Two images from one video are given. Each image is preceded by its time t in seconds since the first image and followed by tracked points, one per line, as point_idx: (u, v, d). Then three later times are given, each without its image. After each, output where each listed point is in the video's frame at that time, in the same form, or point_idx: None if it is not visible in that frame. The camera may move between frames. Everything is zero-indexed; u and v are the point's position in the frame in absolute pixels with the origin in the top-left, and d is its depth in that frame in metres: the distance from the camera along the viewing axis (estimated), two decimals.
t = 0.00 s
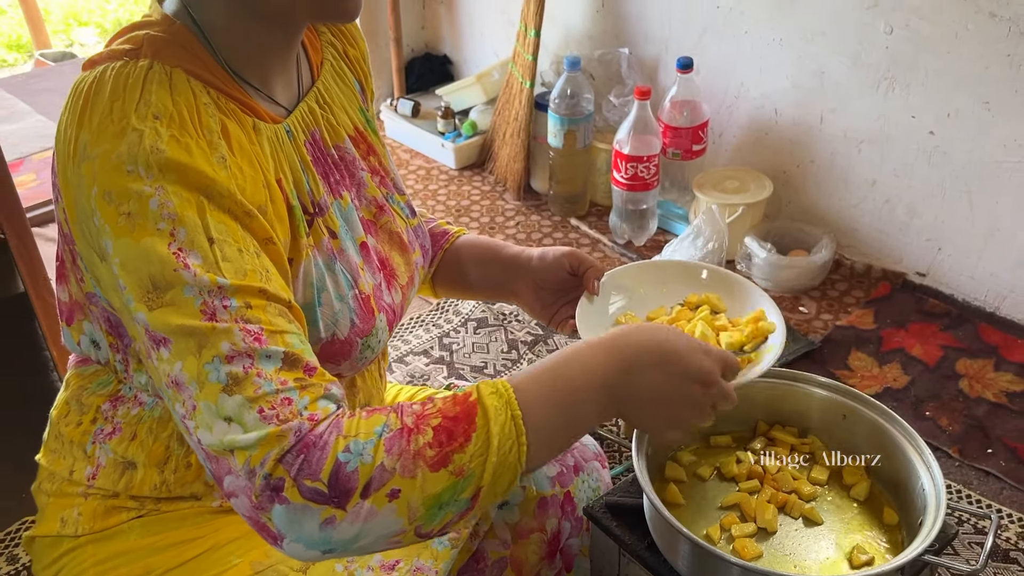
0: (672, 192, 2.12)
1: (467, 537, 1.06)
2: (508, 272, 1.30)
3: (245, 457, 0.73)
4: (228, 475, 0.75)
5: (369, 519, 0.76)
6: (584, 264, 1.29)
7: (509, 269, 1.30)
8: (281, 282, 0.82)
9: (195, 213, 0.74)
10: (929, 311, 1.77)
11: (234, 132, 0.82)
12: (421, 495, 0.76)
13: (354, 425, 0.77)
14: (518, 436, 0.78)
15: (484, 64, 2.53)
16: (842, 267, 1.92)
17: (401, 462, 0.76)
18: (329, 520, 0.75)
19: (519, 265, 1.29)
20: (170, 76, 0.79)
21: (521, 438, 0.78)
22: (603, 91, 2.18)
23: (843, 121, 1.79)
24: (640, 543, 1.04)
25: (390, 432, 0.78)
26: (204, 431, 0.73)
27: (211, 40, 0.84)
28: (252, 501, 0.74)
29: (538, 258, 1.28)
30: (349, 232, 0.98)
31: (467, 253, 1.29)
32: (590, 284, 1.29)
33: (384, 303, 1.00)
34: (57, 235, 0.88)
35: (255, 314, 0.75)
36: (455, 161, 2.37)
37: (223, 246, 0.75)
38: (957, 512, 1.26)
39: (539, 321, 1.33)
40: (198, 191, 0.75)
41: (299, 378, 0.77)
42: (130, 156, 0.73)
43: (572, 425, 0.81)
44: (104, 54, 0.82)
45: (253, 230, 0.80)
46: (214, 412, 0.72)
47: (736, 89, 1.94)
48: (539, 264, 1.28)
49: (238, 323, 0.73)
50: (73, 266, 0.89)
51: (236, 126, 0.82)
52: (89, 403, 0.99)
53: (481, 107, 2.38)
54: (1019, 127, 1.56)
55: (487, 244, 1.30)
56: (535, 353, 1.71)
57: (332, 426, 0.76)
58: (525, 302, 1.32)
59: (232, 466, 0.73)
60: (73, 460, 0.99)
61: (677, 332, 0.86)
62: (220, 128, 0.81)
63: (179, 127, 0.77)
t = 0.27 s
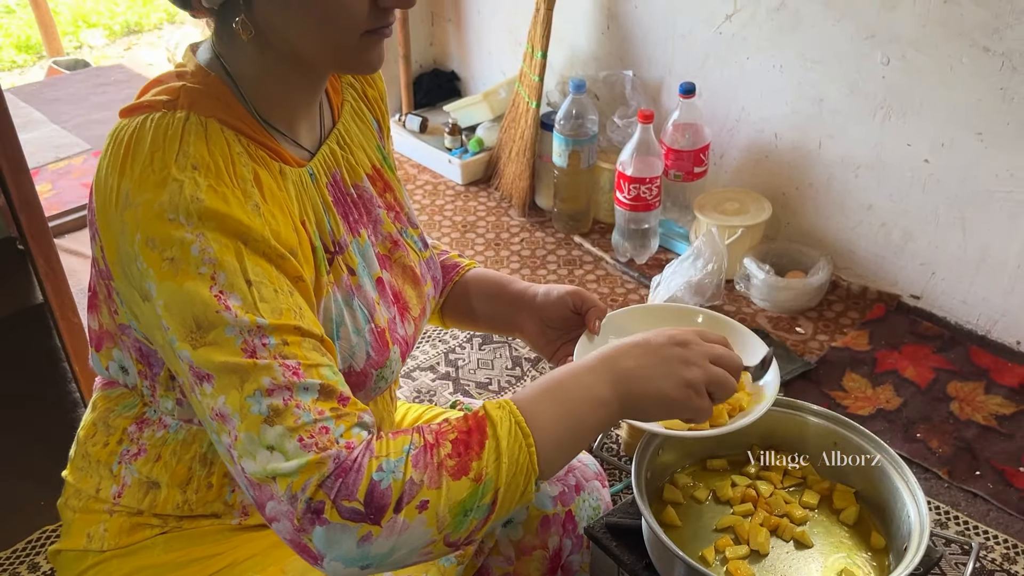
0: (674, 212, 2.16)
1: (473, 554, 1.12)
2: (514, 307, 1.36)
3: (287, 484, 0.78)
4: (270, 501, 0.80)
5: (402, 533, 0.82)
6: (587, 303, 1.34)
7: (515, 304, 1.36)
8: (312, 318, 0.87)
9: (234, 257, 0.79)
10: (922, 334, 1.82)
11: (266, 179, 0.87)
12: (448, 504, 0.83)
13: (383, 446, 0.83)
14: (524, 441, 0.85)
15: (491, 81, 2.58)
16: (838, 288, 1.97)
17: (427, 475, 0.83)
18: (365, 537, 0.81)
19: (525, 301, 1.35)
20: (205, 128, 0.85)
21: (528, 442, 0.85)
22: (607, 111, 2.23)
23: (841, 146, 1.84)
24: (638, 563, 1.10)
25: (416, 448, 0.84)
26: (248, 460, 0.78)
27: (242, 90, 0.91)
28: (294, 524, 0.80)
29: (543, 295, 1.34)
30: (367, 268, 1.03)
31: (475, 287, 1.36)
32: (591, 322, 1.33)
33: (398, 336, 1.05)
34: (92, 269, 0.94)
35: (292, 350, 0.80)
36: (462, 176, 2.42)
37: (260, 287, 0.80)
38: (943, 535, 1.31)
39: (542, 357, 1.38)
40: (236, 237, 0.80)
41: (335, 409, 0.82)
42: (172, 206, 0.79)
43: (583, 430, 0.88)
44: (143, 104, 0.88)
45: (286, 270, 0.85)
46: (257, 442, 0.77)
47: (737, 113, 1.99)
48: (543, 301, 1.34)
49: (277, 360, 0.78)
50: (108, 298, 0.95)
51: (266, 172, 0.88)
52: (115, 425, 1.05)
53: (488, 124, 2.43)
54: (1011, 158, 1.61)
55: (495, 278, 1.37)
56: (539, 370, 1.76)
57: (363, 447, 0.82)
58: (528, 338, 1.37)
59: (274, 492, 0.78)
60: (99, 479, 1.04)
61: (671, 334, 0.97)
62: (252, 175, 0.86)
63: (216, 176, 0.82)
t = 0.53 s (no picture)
0: (672, 232, 2.24)
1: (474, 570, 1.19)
2: (510, 325, 1.40)
3: (368, 492, 0.86)
4: (347, 503, 0.87)
5: (471, 548, 0.90)
6: (579, 322, 1.40)
7: (511, 322, 1.40)
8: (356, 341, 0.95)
9: (282, 298, 0.87)
10: (911, 357, 1.88)
11: (301, 224, 0.94)
12: (517, 538, 0.91)
13: (471, 470, 0.92)
14: (599, 516, 0.93)
15: (496, 100, 2.64)
16: (831, 310, 2.03)
17: (508, 506, 0.91)
18: (439, 540, 0.89)
19: (521, 319, 1.40)
20: (241, 177, 0.90)
21: (602, 518, 0.93)
22: (609, 133, 2.30)
23: (834, 174, 1.90)
24: None
25: (503, 481, 0.92)
26: (325, 472, 0.86)
27: (269, 139, 0.97)
28: (374, 523, 0.88)
29: (539, 314, 1.40)
30: (382, 300, 1.10)
31: (475, 306, 1.40)
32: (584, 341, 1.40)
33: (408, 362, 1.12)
34: (128, 306, 1.00)
35: (349, 375, 0.88)
36: (466, 194, 2.48)
37: (309, 322, 0.88)
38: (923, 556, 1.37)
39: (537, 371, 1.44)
40: (283, 279, 0.88)
41: (399, 422, 0.91)
42: (218, 254, 0.85)
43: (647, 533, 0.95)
44: (177, 152, 0.93)
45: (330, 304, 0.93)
46: (334, 458, 0.86)
47: (735, 139, 2.05)
48: (539, 320, 1.40)
49: (338, 387, 0.87)
50: (142, 332, 1.02)
51: (300, 216, 0.95)
52: (141, 445, 1.10)
53: (492, 143, 2.50)
54: (997, 191, 1.67)
55: (493, 297, 1.41)
56: (539, 389, 1.83)
57: (448, 467, 0.91)
58: (524, 354, 1.42)
59: (354, 497, 0.86)
60: (124, 495, 1.10)
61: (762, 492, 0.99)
62: (289, 221, 0.93)
63: (256, 225, 0.88)
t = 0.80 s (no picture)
0: (670, 241, 2.30)
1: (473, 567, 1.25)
2: (507, 316, 1.48)
3: (408, 482, 0.93)
4: (387, 494, 0.94)
5: (500, 536, 0.97)
6: (571, 310, 1.49)
7: (507, 314, 1.48)
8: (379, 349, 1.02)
9: (321, 307, 0.93)
10: (899, 364, 1.94)
11: (325, 240, 1.01)
12: (541, 529, 0.97)
13: (502, 464, 0.99)
14: (611, 510, 1.00)
15: (499, 109, 2.71)
16: (822, 318, 2.10)
17: (535, 498, 0.97)
18: (473, 527, 0.96)
19: (516, 311, 1.48)
20: (272, 197, 0.97)
21: (613, 514, 1.00)
22: (609, 144, 2.36)
23: (827, 187, 1.97)
24: None
25: (529, 476, 0.99)
26: (368, 465, 0.92)
27: (292, 162, 1.03)
28: (414, 511, 0.95)
29: (533, 305, 1.48)
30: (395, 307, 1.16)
31: (472, 300, 1.47)
32: (577, 328, 1.49)
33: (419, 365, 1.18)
34: (158, 316, 1.08)
35: (385, 377, 0.95)
36: (470, 201, 2.55)
37: (347, 329, 0.95)
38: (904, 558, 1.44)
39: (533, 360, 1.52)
40: (319, 290, 0.95)
41: (431, 420, 0.98)
42: (259, 270, 0.91)
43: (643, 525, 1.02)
44: (208, 175, 0.99)
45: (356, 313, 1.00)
46: (376, 453, 0.92)
47: (731, 151, 2.11)
48: (534, 310, 1.48)
49: (378, 388, 0.93)
50: (171, 342, 1.09)
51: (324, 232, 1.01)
52: (164, 445, 1.17)
53: (496, 151, 2.56)
54: (982, 207, 1.73)
55: (488, 291, 1.48)
56: (538, 392, 1.89)
57: (481, 461, 0.98)
58: (521, 344, 1.50)
59: (394, 487, 0.93)
60: (145, 491, 1.17)
61: (746, 492, 1.07)
62: (317, 238, 1.00)
63: (289, 243, 0.95)
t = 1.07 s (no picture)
0: (668, 246, 2.36)
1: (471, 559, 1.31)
2: (509, 313, 1.52)
3: (362, 482, 0.96)
4: (344, 496, 0.97)
5: (453, 535, 1.00)
6: (572, 306, 1.54)
7: (510, 311, 1.52)
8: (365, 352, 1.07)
9: (308, 304, 0.98)
10: (889, 369, 2.00)
11: (323, 241, 1.06)
12: (493, 524, 1.01)
13: (450, 464, 1.02)
14: (561, 497, 1.05)
15: (503, 114, 2.76)
16: (816, 322, 2.15)
17: (485, 495, 1.01)
18: (426, 531, 0.99)
19: (518, 308, 1.52)
20: (275, 199, 1.03)
21: (562, 500, 1.05)
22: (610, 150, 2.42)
23: (820, 195, 2.02)
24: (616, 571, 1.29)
25: (477, 473, 1.03)
26: (328, 463, 0.95)
27: (301, 168, 1.09)
28: (366, 514, 0.97)
29: (534, 302, 1.53)
30: (398, 308, 1.22)
31: (475, 298, 1.51)
32: (577, 322, 1.54)
33: (421, 363, 1.24)
34: (171, 310, 1.13)
35: (359, 378, 0.99)
36: (474, 204, 2.60)
37: (330, 327, 0.99)
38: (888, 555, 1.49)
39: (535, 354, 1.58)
40: (309, 288, 0.99)
41: (396, 424, 1.01)
42: (254, 265, 0.97)
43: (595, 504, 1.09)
44: (218, 176, 1.05)
45: (346, 314, 1.05)
46: (336, 449, 0.95)
47: (728, 159, 2.17)
48: (535, 307, 1.53)
49: (349, 385, 0.97)
50: (182, 334, 1.14)
51: (324, 234, 1.07)
52: (178, 437, 1.23)
53: (499, 155, 2.62)
54: (971, 216, 1.78)
55: (490, 290, 1.52)
56: (538, 393, 1.94)
57: (431, 463, 1.00)
58: (523, 339, 1.55)
59: (350, 488, 0.96)
60: (160, 482, 1.23)
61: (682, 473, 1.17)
62: (316, 241, 1.05)
63: (287, 242, 1.00)
